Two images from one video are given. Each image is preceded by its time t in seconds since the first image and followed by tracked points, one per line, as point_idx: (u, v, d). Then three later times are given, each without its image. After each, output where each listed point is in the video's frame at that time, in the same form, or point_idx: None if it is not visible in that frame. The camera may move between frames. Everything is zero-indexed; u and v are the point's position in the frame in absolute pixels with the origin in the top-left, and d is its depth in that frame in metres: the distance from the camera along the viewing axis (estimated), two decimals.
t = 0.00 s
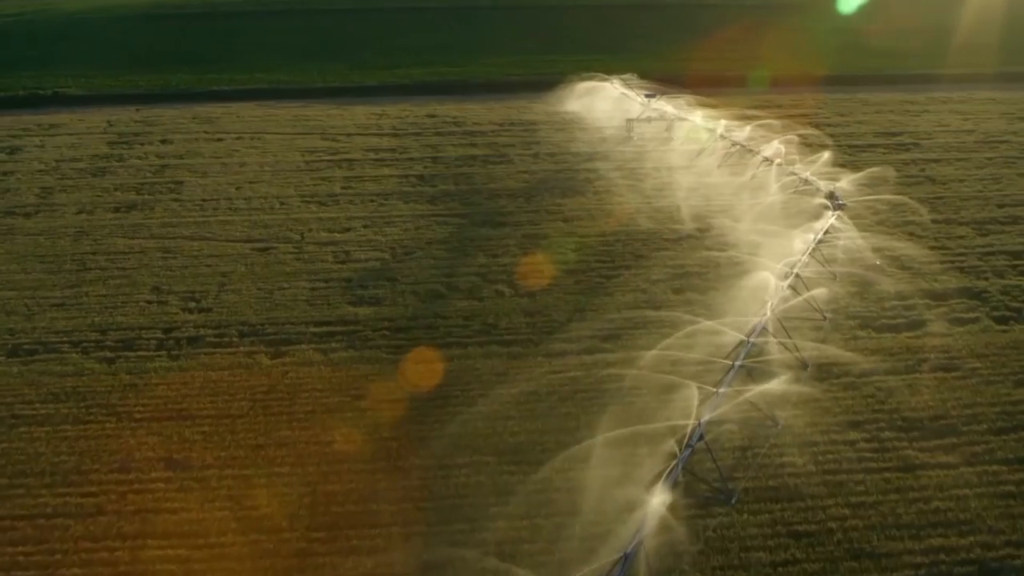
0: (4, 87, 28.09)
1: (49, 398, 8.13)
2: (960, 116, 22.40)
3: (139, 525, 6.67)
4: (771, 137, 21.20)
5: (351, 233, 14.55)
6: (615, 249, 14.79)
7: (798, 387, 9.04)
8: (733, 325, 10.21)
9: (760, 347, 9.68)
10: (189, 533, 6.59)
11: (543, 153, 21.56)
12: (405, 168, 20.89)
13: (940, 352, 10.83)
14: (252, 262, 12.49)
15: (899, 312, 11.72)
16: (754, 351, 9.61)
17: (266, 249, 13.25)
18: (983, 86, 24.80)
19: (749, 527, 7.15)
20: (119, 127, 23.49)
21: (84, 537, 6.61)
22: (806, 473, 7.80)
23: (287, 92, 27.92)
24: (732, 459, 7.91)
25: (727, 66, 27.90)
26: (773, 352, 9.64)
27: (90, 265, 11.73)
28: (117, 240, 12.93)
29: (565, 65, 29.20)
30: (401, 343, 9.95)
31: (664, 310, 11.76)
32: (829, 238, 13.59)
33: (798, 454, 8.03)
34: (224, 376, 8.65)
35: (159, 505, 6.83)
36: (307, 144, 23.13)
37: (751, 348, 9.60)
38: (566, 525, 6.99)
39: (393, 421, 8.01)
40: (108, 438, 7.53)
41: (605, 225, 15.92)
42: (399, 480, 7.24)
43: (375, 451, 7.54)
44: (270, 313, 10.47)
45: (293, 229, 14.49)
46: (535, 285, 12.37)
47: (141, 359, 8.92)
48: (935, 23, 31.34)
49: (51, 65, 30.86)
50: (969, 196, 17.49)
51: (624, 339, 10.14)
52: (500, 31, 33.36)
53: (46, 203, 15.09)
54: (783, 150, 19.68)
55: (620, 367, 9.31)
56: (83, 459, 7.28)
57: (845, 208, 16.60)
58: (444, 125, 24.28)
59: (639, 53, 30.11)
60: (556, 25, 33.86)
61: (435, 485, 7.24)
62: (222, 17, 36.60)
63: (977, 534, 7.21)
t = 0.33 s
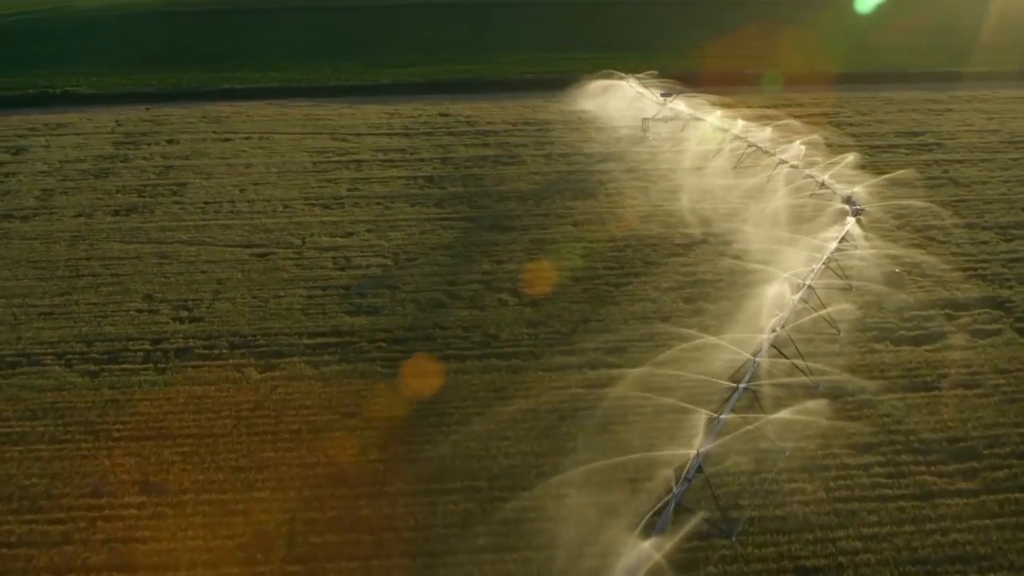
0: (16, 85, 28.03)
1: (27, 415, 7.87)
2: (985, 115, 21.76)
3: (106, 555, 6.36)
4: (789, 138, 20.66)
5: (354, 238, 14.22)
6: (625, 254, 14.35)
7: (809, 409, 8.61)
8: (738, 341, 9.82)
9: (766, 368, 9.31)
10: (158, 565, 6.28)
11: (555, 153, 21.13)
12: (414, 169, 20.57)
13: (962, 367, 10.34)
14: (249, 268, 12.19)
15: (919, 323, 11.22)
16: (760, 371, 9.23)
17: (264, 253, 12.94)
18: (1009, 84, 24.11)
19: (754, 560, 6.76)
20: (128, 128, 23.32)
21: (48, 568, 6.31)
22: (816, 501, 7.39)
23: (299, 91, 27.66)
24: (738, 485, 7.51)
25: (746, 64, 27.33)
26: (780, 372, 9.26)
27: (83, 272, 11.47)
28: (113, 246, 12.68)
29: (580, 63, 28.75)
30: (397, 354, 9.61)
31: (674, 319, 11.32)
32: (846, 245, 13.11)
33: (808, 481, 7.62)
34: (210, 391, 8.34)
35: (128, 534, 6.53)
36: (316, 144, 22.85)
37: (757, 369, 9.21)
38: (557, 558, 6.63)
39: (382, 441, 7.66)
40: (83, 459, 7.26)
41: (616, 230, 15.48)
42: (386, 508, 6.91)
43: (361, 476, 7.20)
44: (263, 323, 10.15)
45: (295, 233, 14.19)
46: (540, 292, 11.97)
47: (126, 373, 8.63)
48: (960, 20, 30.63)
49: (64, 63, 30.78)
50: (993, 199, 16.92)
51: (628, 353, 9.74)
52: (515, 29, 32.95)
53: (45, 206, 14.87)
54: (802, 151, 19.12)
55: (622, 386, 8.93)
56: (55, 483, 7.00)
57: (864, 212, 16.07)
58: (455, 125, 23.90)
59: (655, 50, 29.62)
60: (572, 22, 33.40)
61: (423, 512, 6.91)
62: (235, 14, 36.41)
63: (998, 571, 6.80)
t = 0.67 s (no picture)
0: (26, 84, 28.00)
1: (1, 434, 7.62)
2: (1011, 114, 21.14)
3: None
4: (808, 139, 20.12)
5: (356, 243, 13.89)
6: (634, 260, 13.92)
7: (820, 433, 8.18)
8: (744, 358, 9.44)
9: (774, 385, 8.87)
10: None
11: (566, 155, 20.72)
12: (423, 170, 20.22)
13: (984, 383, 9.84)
14: (245, 276, 11.89)
15: (940, 335, 10.71)
16: (769, 387, 8.78)
17: (261, 260, 12.64)
18: None
19: None
20: (136, 130, 23.18)
21: None
22: (824, 534, 6.99)
23: (310, 91, 27.38)
24: (742, 515, 7.10)
25: (765, 61, 26.77)
26: (790, 391, 8.81)
27: (74, 280, 11.22)
28: (108, 253, 12.43)
29: (596, 61, 28.30)
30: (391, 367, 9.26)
31: (683, 331, 10.87)
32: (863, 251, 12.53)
33: (817, 510, 7.21)
34: (193, 408, 8.05)
35: (91, 566, 6.24)
36: (325, 145, 22.57)
37: (765, 386, 8.77)
38: None
39: (368, 464, 7.31)
40: (54, 483, 7.00)
41: (626, 235, 15.05)
42: (367, 539, 6.58)
43: (342, 503, 6.86)
44: (254, 334, 9.82)
45: (296, 239, 13.88)
46: (544, 300, 11.57)
47: (107, 388, 8.34)
48: (986, 15, 29.94)
49: (75, 61, 30.74)
50: (1019, 202, 16.32)
51: (631, 370, 9.34)
52: (529, 26, 32.53)
53: (43, 211, 14.66)
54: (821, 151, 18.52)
55: (624, 404, 8.52)
56: (22, 510, 6.75)
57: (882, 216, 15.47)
58: (467, 125, 23.53)
59: (672, 47, 29.12)
60: (588, 19, 32.94)
61: (407, 544, 6.58)
62: (248, 13, 36.24)
63: None
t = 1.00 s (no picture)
0: (37, 83, 28.00)
1: None
2: None
3: None
4: (825, 140, 19.54)
5: (355, 249, 13.55)
6: (642, 266, 13.45)
7: (827, 461, 7.76)
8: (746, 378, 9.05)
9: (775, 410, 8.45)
10: None
11: (576, 156, 20.28)
12: (430, 172, 19.87)
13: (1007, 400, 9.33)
14: (238, 285, 11.59)
15: (959, 344, 10.14)
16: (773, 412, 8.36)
17: (256, 267, 12.35)
18: None
19: None
20: (143, 132, 23.05)
21: None
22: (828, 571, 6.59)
23: (320, 90, 27.08)
24: (740, 552, 6.71)
25: (783, 59, 26.21)
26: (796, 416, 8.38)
27: (62, 291, 10.97)
28: (100, 261, 12.20)
29: (611, 58, 27.83)
30: (380, 382, 8.90)
31: (687, 343, 10.36)
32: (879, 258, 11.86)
33: (821, 545, 6.81)
34: (170, 425, 7.75)
35: None
36: (332, 146, 22.28)
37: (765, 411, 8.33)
38: None
39: (347, 491, 6.98)
40: (20, 510, 6.76)
41: (633, 240, 14.60)
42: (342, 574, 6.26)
43: (318, 536, 6.54)
44: (241, 348, 9.51)
45: (294, 245, 13.58)
46: (544, 310, 11.14)
47: (83, 406, 8.06)
48: (1012, 10, 29.25)
49: (87, 60, 30.72)
50: None
51: (631, 389, 8.92)
52: (544, 23, 32.11)
53: (41, 218, 14.47)
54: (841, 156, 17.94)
55: (620, 425, 8.15)
56: None
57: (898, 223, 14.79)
58: (477, 125, 23.15)
59: (689, 44, 28.59)
60: (604, 16, 32.45)
61: None
62: (261, 11, 36.04)
63: None
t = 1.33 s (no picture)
0: (46, 81, 28.01)
1: None
2: None
3: None
4: (841, 141, 18.98)
5: (351, 255, 13.23)
6: (647, 269, 12.99)
7: (830, 489, 7.38)
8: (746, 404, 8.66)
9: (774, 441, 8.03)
10: None
11: (585, 157, 19.84)
12: (436, 173, 19.52)
13: None
14: (228, 293, 11.31)
15: (976, 360, 9.64)
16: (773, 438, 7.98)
17: (247, 274, 12.08)
18: None
19: None
20: (148, 133, 22.92)
21: None
22: None
23: (329, 88, 26.80)
24: None
25: (801, 56, 25.67)
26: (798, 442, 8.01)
27: (47, 300, 10.77)
28: (90, 269, 11.99)
29: (625, 55, 27.38)
30: (366, 398, 8.56)
31: (690, 354, 9.79)
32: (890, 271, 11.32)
33: None
34: (141, 445, 7.49)
35: None
36: (338, 146, 21.98)
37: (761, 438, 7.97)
38: None
39: (320, 520, 6.69)
40: None
41: (639, 245, 14.17)
42: None
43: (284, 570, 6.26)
44: (223, 362, 9.21)
45: (289, 250, 13.28)
46: (543, 320, 10.73)
47: (53, 425, 7.83)
48: None
49: (96, 57, 30.70)
50: None
51: (628, 407, 8.51)
52: (558, 20, 31.68)
53: (35, 223, 14.29)
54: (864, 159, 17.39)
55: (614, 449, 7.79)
56: None
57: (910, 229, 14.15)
58: (485, 124, 22.76)
59: (705, 41, 28.09)
60: (619, 13, 31.95)
61: None
62: (273, 9, 35.84)
63: None
